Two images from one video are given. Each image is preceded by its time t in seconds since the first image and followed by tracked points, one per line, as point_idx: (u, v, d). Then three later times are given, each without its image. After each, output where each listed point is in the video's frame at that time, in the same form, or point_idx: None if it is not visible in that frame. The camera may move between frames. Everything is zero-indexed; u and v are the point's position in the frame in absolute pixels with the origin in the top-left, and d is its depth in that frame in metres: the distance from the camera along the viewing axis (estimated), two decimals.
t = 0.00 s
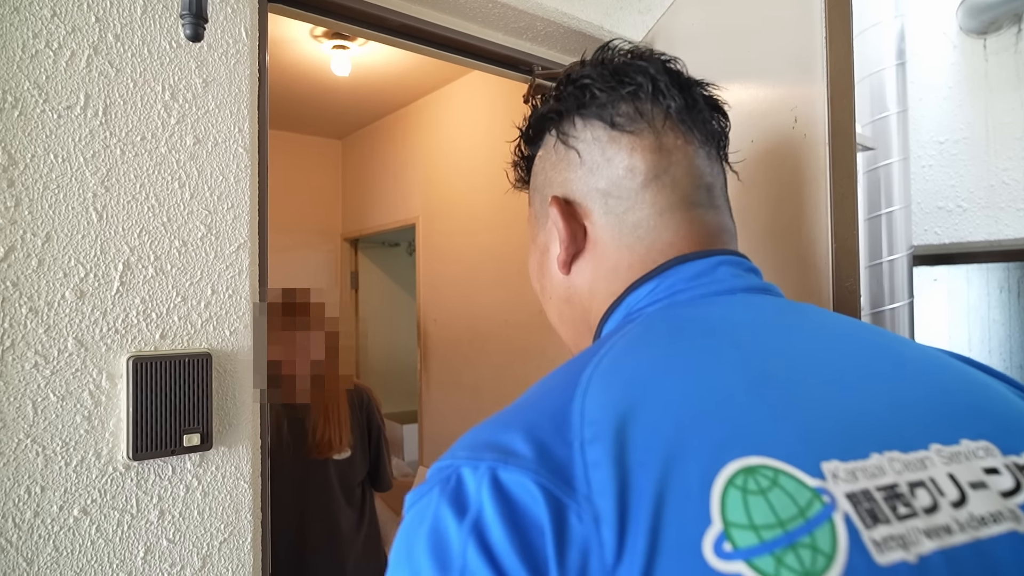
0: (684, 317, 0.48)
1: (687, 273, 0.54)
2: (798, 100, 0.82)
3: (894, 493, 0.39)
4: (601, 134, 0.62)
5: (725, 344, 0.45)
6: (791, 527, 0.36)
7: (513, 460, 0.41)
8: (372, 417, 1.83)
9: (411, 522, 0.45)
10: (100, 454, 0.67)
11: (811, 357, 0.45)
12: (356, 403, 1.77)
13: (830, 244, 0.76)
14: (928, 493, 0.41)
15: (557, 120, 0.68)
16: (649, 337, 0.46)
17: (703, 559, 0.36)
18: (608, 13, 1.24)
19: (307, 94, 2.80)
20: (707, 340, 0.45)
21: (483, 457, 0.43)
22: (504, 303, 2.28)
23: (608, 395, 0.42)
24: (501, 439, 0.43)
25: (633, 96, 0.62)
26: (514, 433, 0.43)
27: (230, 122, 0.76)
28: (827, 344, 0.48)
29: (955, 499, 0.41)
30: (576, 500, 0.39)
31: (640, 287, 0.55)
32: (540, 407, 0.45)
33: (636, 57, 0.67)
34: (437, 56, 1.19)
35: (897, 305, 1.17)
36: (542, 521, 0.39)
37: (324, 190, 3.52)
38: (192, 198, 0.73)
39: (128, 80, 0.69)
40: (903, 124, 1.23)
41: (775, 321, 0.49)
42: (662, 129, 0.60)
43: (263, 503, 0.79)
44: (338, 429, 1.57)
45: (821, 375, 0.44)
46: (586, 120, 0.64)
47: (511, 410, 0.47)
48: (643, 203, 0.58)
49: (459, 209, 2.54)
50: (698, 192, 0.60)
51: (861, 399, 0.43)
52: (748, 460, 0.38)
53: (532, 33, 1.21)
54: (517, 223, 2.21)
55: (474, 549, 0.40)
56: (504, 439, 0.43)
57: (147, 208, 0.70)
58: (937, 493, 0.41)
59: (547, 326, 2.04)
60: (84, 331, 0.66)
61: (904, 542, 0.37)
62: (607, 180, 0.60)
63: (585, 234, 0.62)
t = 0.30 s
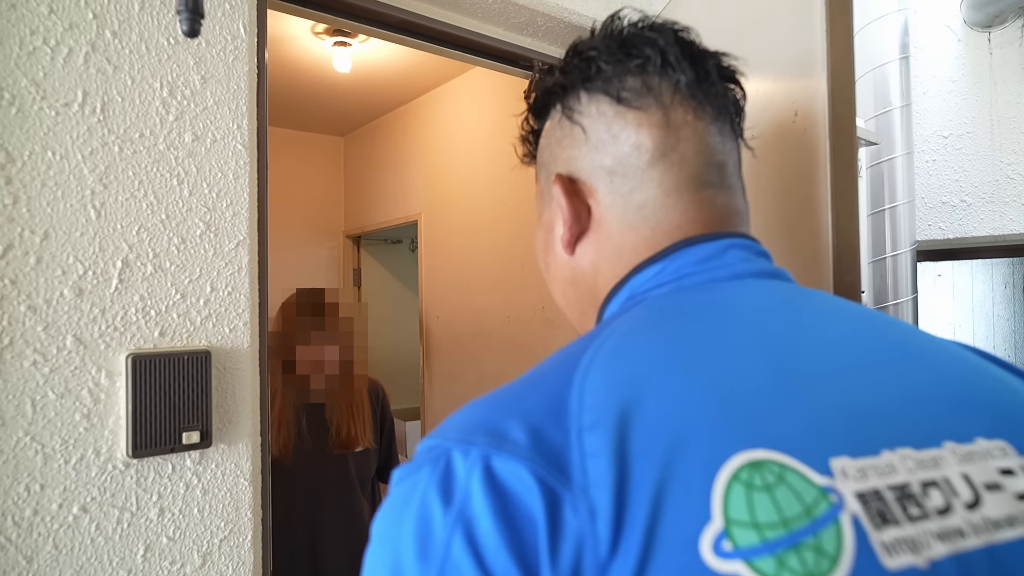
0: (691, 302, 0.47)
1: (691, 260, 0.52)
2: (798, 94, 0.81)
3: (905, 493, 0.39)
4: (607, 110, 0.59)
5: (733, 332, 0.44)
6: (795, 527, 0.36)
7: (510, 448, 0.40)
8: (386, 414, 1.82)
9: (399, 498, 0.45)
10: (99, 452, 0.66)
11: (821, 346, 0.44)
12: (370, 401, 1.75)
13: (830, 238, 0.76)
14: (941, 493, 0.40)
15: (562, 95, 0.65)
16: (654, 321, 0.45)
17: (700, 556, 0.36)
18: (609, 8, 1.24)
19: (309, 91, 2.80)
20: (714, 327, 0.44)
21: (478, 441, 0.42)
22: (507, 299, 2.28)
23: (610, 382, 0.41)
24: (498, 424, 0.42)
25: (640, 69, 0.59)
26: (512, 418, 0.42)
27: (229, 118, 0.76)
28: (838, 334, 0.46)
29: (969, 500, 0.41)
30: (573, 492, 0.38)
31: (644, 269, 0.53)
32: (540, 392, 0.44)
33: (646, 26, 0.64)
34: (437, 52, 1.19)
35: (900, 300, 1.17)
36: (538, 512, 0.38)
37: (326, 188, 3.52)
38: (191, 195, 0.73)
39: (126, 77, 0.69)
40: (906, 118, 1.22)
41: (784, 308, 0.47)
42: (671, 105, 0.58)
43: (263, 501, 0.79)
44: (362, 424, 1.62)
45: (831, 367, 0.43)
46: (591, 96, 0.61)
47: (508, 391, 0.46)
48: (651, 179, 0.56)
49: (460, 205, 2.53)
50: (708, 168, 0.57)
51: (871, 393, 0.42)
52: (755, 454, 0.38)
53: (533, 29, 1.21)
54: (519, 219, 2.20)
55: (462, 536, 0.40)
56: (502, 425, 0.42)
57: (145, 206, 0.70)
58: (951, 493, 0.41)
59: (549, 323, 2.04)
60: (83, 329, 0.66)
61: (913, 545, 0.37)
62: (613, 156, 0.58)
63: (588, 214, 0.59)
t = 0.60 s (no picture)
0: (670, 312, 0.47)
1: (674, 273, 0.52)
2: (797, 97, 0.81)
3: (879, 500, 0.39)
4: (605, 135, 0.56)
5: (712, 340, 0.44)
6: (764, 532, 0.37)
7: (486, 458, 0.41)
8: (392, 415, 1.80)
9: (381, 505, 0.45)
10: (98, 453, 0.66)
11: (800, 355, 0.44)
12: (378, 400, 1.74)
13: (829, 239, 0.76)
14: (917, 499, 0.40)
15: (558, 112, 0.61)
16: (634, 332, 0.45)
17: (670, 562, 0.36)
18: (609, 8, 1.23)
19: (310, 91, 2.80)
20: (692, 336, 0.44)
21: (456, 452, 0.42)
22: (507, 299, 2.28)
23: (586, 392, 0.41)
24: (475, 433, 0.43)
25: (643, 97, 0.55)
26: (489, 429, 0.43)
27: (227, 119, 0.76)
28: (819, 345, 0.46)
29: (946, 506, 0.40)
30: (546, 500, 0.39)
31: (633, 280, 0.54)
32: (518, 402, 0.44)
33: (653, 40, 0.59)
34: (436, 53, 1.18)
35: (902, 300, 1.16)
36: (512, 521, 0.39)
37: (327, 188, 3.52)
38: (190, 196, 0.73)
39: (125, 79, 0.69)
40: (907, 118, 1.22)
41: (766, 317, 0.47)
42: (671, 139, 0.55)
43: (263, 501, 0.79)
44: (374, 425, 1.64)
45: (808, 374, 0.43)
46: (588, 118, 0.58)
47: (489, 401, 0.46)
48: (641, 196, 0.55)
49: (461, 205, 2.53)
50: (703, 193, 0.56)
51: (851, 401, 0.42)
52: (727, 461, 0.38)
53: (533, 29, 1.21)
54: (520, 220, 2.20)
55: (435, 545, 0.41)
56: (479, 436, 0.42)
57: (144, 207, 0.70)
58: (928, 499, 0.40)
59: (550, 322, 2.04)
60: (82, 330, 0.66)
61: (884, 550, 0.37)
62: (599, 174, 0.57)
63: (578, 235, 0.58)
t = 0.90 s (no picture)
0: (668, 302, 0.47)
1: (683, 260, 0.52)
2: (800, 99, 0.83)
3: (860, 489, 0.39)
4: (622, 117, 0.56)
5: (708, 329, 0.44)
6: (747, 516, 0.36)
7: (483, 441, 0.41)
8: (396, 415, 1.80)
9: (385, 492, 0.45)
10: (101, 453, 0.67)
11: (796, 344, 0.44)
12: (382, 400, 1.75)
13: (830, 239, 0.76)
14: (897, 491, 0.40)
15: (578, 92, 0.60)
16: (632, 320, 0.45)
17: (655, 544, 0.36)
18: (610, 8, 1.23)
19: (311, 91, 2.80)
20: (689, 325, 0.44)
21: (456, 437, 0.42)
22: (509, 299, 2.28)
23: (583, 377, 0.41)
24: (474, 418, 0.43)
25: (664, 80, 0.55)
26: (488, 414, 0.43)
27: (229, 120, 0.76)
28: (815, 335, 0.46)
29: (926, 498, 0.40)
30: (539, 483, 0.38)
31: (635, 272, 0.54)
32: (518, 388, 0.44)
33: (678, 27, 0.59)
34: (438, 53, 1.19)
35: (903, 300, 1.17)
36: (507, 503, 0.39)
37: (329, 188, 3.52)
38: (191, 196, 0.73)
39: (126, 79, 0.69)
40: (909, 116, 1.22)
41: (763, 308, 0.47)
42: (688, 125, 0.54)
43: (265, 501, 0.79)
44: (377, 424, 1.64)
45: (803, 363, 0.43)
46: (607, 101, 0.57)
47: (490, 389, 0.46)
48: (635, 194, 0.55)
49: (462, 205, 2.54)
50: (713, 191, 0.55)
51: (844, 391, 0.42)
52: (711, 449, 0.38)
53: (534, 29, 1.21)
54: (521, 219, 2.21)
55: (433, 527, 0.40)
56: (478, 421, 0.43)
57: (146, 207, 0.70)
58: (907, 492, 0.40)
59: (551, 322, 2.04)
60: (84, 330, 0.66)
61: (862, 537, 0.37)
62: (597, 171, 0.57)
63: (590, 216, 0.58)
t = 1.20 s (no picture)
0: (677, 291, 0.47)
1: (690, 254, 0.51)
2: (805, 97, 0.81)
3: (864, 483, 0.38)
4: (646, 109, 0.54)
5: (718, 319, 0.44)
6: (755, 507, 0.36)
7: (493, 428, 0.40)
8: (398, 413, 1.80)
9: (392, 480, 0.44)
10: (102, 451, 0.66)
11: (806, 337, 0.44)
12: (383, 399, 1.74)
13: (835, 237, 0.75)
14: (899, 486, 0.39)
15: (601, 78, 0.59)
16: (643, 309, 0.45)
17: (667, 535, 0.36)
18: (612, 4, 1.23)
19: (313, 89, 2.79)
20: (699, 314, 0.44)
21: (465, 423, 0.42)
22: (511, 297, 2.27)
23: (594, 365, 0.41)
24: (483, 405, 0.42)
25: (694, 76, 0.53)
26: (498, 400, 0.42)
27: (229, 117, 0.76)
28: (824, 327, 0.46)
29: (926, 494, 0.40)
30: (550, 471, 0.38)
31: (641, 263, 0.53)
32: (527, 375, 0.44)
33: (713, 19, 0.57)
34: (441, 50, 1.18)
35: (907, 298, 1.17)
36: (517, 491, 0.38)
37: (331, 186, 3.52)
38: (192, 194, 0.73)
39: (126, 76, 0.69)
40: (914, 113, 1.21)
41: (771, 300, 0.47)
42: (713, 125, 0.53)
43: (267, 500, 0.79)
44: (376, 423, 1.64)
45: (814, 355, 0.43)
46: (632, 92, 0.55)
47: (498, 376, 0.45)
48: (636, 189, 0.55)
49: (464, 202, 2.53)
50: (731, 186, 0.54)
51: (853, 384, 0.42)
52: (720, 440, 0.37)
53: (536, 25, 1.20)
54: (523, 216, 2.20)
55: (440, 514, 0.40)
56: (487, 407, 0.42)
57: (146, 205, 0.70)
58: (908, 488, 0.40)
59: (553, 320, 2.03)
60: (85, 328, 0.66)
61: (867, 530, 0.37)
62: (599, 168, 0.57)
63: (603, 203, 0.57)
